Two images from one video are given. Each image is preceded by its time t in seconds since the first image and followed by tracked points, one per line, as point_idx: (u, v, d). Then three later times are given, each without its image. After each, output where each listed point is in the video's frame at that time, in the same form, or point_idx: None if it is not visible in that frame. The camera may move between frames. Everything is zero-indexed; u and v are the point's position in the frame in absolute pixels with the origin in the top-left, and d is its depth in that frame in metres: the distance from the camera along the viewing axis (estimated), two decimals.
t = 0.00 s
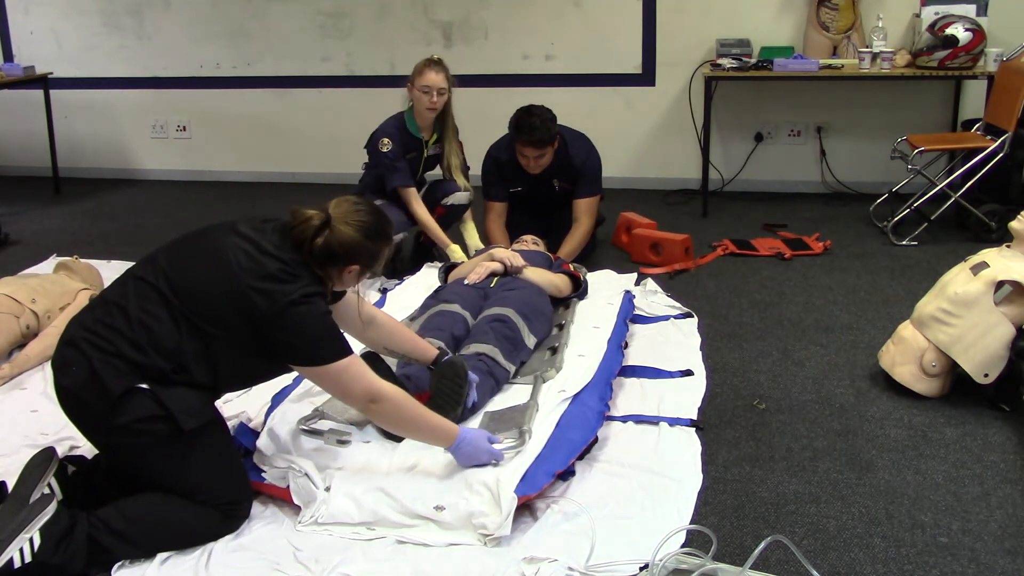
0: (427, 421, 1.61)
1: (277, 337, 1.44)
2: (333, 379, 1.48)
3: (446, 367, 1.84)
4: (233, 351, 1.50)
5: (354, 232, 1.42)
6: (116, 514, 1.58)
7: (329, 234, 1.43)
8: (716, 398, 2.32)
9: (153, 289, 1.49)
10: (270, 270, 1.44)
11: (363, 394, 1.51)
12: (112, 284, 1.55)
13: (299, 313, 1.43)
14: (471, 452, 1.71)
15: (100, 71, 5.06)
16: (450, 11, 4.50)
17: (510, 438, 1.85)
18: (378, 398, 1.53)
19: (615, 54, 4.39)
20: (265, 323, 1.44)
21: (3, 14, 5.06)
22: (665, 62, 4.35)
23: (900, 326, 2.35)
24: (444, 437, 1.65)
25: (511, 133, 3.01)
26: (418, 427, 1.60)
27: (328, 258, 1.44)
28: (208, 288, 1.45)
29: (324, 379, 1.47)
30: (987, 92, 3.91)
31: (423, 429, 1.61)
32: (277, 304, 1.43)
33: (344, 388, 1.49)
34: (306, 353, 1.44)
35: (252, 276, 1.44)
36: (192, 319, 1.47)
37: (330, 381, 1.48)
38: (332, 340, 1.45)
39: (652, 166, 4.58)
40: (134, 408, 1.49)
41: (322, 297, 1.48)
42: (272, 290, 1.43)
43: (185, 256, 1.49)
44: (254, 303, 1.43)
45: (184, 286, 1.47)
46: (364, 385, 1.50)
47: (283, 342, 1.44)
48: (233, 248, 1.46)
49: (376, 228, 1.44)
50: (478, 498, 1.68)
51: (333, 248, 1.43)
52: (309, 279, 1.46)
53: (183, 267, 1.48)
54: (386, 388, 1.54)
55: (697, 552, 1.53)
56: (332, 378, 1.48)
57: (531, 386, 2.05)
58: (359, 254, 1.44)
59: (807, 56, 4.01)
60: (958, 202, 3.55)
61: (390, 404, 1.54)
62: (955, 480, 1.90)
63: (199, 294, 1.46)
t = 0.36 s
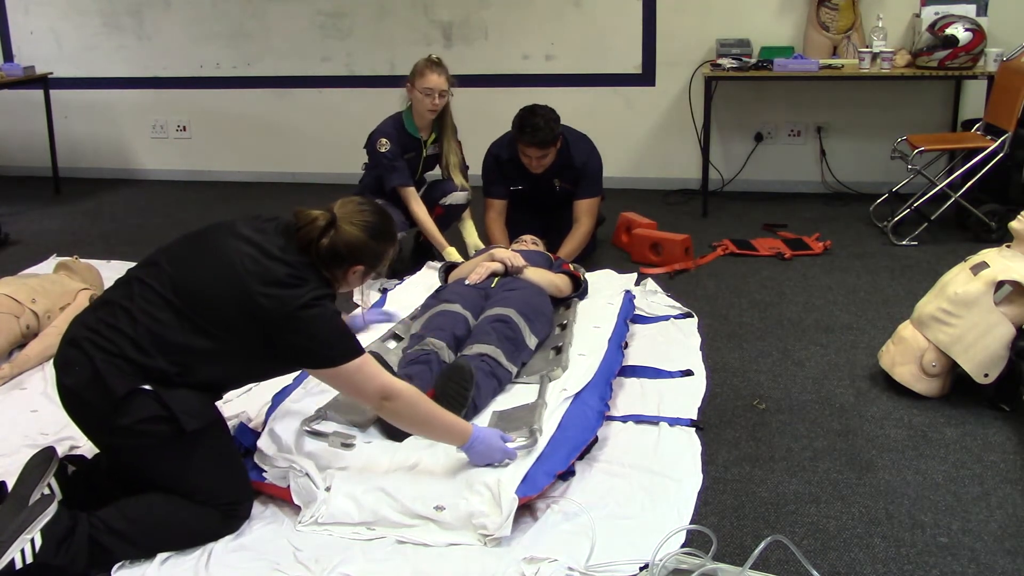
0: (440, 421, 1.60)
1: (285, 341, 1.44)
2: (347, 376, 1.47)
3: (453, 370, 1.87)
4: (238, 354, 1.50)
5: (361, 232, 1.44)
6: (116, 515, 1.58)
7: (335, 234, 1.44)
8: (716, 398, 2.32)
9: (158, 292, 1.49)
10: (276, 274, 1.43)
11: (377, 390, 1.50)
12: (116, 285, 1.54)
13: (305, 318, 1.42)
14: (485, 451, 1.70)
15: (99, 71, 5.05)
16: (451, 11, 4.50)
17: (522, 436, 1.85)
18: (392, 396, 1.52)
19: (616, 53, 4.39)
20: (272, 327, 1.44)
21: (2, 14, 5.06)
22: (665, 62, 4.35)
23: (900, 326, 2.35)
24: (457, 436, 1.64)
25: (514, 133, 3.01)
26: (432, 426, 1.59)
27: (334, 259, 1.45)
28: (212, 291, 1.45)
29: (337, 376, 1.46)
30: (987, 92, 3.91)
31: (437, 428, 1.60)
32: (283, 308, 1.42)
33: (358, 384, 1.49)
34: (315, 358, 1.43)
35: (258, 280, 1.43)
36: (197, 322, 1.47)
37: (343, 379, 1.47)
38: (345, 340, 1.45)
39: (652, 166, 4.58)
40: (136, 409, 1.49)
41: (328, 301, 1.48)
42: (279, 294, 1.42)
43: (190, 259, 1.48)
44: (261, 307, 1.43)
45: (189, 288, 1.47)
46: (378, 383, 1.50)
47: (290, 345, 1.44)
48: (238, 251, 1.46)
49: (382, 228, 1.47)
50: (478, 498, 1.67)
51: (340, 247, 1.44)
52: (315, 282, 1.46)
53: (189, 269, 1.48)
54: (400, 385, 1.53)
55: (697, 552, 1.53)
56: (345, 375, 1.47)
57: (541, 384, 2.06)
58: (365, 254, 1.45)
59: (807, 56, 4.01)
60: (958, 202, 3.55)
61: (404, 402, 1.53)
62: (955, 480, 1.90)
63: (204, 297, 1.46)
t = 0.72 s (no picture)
0: (453, 413, 1.58)
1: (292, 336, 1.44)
2: (359, 367, 1.46)
3: (460, 376, 1.89)
4: (243, 354, 1.50)
5: (364, 230, 1.45)
6: (116, 515, 1.58)
7: (338, 233, 1.45)
8: (716, 398, 2.32)
9: (161, 292, 1.49)
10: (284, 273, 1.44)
11: (389, 381, 1.49)
12: (118, 286, 1.55)
13: (312, 314, 1.43)
14: (498, 442, 1.68)
15: (99, 71, 5.05)
16: (451, 11, 4.50)
17: (534, 429, 1.86)
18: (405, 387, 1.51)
19: (616, 53, 4.39)
20: (278, 324, 1.45)
21: (2, 13, 5.06)
22: (665, 62, 4.35)
23: (900, 326, 2.35)
24: (470, 428, 1.62)
25: (515, 135, 3.01)
26: (445, 418, 1.58)
27: (337, 259, 1.46)
28: (218, 290, 1.45)
29: (349, 369, 1.45)
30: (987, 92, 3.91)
31: (449, 420, 1.58)
32: (290, 305, 1.43)
33: (369, 376, 1.48)
34: (321, 354, 1.43)
35: (264, 278, 1.44)
36: (202, 322, 1.48)
37: (355, 370, 1.46)
38: (353, 332, 1.44)
39: (652, 166, 4.58)
40: (138, 409, 1.48)
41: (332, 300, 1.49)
42: (285, 292, 1.43)
43: (194, 258, 1.49)
44: (268, 305, 1.43)
45: (193, 287, 1.47)
46: (389, 375, 1.49)
47: (297, 341, 1.45)
48: (243, 249, 1.46)
49: (385, 227, 1.47)
50: (479, 497, 1.68)
51: (342, 246, 1.45)
52: (321, 281, 1.47)
53: (193, 268, 1.48)
54: (412, 378, 1.52)
55: (697, 552, 1.53)
56: (358, 366, 1.46)
57: (547, 381, 2.09)
58: (368, 253, 1.46)
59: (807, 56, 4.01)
60: (958, 202, 3.55)
61: (416, 394, 1.52)
62: (955, 480, 1.90)
63: (208, 296, 1.46)
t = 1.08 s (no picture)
0: (462, 413, 1.59)
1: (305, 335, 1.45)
2: (370, 363, 1.47)
3: (463, 378, 1.89)
4: (255, 354, 1.50)
5: (378, 231, 1.45)
6: (117, 516, 1.58)
7: (351, 233, 1.45)
8: (716, 398, 2.32)
9: (173, 293, 1.49)
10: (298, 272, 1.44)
11: (400, 378, 1.50)
12: (129, 287, 1.54)
13: (326, 312, 1.43)
14: (510, 442, 1.69)
15: (100, 71, 5.05)
16: (451, 11, 4.50)
17: (543, 429, 1.86)
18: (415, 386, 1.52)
19: (616, 53, 4.39)
20: (291, 324, 1.45)
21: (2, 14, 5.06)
22: (665, 62, 4.35)
23: (900, 326, 2.35)
24: (479, 429, 1.63)
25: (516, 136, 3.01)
26: (455, 417, 1.59)
27: (350, 258, 1.46)
28: (231, 291, 1.45)
29: (360, 364, 1.46)
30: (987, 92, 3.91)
31: (459, 419, 1.60)
32: (305, 303, 1.43)
33: (380, 372, 1.49)
34: (336, 352, 1.44)
35: (278, 276, 1.43)
36: (214, 322, 1.47)
37: (366, 365, 1.47)
38: (365, 330, 1.45)
39: (651, 166, 4.58)
40: (146, 414, 1.48)
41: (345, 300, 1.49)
42: (300, 290, 1.43)
43: (206, 259, 1.49)
44: (282, 302, 1.43)
45: (205, 288, 1.47)
46: (401, 373, 1.50)
47: (310, 341, 1.45)
48: (256, 249, 1.46)
49: (398, 226, 1.48)
50: (479, 497, 1.68)
51: (357, 247, 1.45)
52: (334, 280, 1.47)
53: (205, 269, 1.48)
54: (424, 377, 1.53)
55: (697, 552, 1.53)
56: (368, 362, 1.47)
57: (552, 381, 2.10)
58: (381, 253, 1.47)
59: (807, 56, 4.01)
60: (958, 202, 3.55)
61: (426, 392, 1.53)
62: (955, 480, 1.90)
63: (221, 297, 1.46)
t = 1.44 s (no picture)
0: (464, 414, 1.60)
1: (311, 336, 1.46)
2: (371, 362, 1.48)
3: (464, 379, 1.89)
4: (262, 356, 1.50)
5: (378, 232, 1.47)
6: (117, 519, 1.58)
7: (352, 235, 1.46)
8: (716, 398, 2.32)
9: (176, 298, 1.47)
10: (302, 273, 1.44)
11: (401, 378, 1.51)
12: (127, 292, 1.52)
13: (332, 312, 1.44)
14: (512, 443, 1.69)
15: (100, 71, 5.05)
16: (451, 11, 4.50)
17: (546, 429, 1.85)
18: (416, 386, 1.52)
19: (616, 54, 4.39)
20: (297, 325, 1.45)
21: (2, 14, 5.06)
22: (665, 62, 4.35)
23: (900, 326, 2.35)
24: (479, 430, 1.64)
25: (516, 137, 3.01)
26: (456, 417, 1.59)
27: (352, 259, 1.48)
28: (237, 296, 1.45)
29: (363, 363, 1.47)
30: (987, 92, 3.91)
31: (460, 420, 1.60)
32: (312, 303, 1.44)
33: (382, 370, 1.49)
34: (344, 353, 1.46)
35: (283, 276, 1.44)
36: (221, 326, 1.47)
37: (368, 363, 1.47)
38: (369, 331, 1.46)
39: (651, 166, 4.58)
40: (153, 423, 1.47)
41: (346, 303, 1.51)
42: (305, 290, 1.43)
43: (209, 262, 1.48)
44: (289, 303, 1.43)
45: (210, 292, 1.46)
46: (404, 373, 1.51)
47: (316, 341, 1.46)
48: (259, 249, 1.46)
49: (397, 228, 1.50)
50: (479, 497, 1.68)
51: (357, 249, 1.47)
52: (338, 280, 1.48)
53: (209, 272, 1.47)
54: (427, 377, 1.54)
55: (697, 552, 1.53)
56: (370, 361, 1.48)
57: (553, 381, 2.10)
58: (381, 254, 1.48)
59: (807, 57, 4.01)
60: (958, 202, 3.55)
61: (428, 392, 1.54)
62: (955, 480, 1.90)
63: (227, 301, 1.45)
